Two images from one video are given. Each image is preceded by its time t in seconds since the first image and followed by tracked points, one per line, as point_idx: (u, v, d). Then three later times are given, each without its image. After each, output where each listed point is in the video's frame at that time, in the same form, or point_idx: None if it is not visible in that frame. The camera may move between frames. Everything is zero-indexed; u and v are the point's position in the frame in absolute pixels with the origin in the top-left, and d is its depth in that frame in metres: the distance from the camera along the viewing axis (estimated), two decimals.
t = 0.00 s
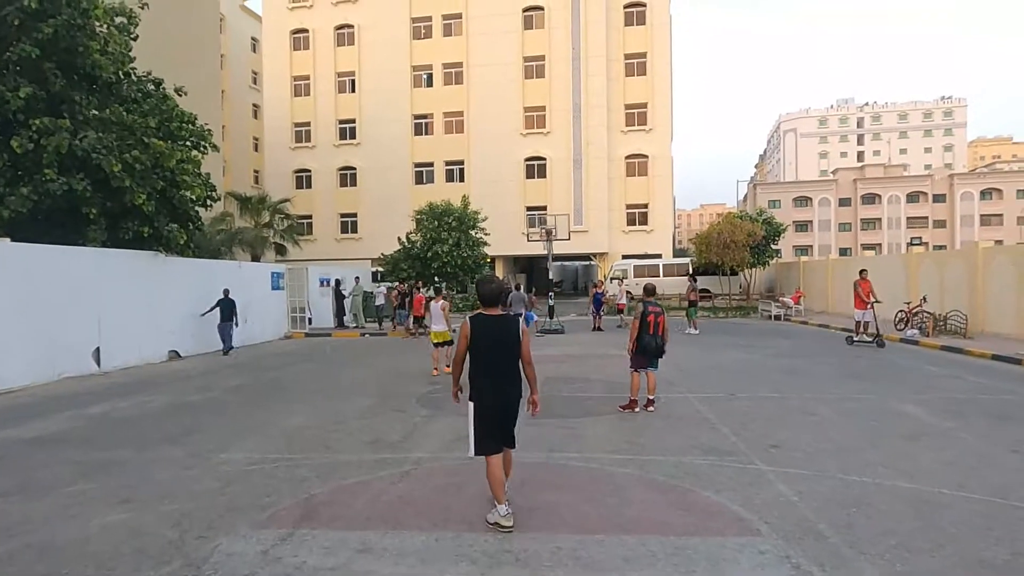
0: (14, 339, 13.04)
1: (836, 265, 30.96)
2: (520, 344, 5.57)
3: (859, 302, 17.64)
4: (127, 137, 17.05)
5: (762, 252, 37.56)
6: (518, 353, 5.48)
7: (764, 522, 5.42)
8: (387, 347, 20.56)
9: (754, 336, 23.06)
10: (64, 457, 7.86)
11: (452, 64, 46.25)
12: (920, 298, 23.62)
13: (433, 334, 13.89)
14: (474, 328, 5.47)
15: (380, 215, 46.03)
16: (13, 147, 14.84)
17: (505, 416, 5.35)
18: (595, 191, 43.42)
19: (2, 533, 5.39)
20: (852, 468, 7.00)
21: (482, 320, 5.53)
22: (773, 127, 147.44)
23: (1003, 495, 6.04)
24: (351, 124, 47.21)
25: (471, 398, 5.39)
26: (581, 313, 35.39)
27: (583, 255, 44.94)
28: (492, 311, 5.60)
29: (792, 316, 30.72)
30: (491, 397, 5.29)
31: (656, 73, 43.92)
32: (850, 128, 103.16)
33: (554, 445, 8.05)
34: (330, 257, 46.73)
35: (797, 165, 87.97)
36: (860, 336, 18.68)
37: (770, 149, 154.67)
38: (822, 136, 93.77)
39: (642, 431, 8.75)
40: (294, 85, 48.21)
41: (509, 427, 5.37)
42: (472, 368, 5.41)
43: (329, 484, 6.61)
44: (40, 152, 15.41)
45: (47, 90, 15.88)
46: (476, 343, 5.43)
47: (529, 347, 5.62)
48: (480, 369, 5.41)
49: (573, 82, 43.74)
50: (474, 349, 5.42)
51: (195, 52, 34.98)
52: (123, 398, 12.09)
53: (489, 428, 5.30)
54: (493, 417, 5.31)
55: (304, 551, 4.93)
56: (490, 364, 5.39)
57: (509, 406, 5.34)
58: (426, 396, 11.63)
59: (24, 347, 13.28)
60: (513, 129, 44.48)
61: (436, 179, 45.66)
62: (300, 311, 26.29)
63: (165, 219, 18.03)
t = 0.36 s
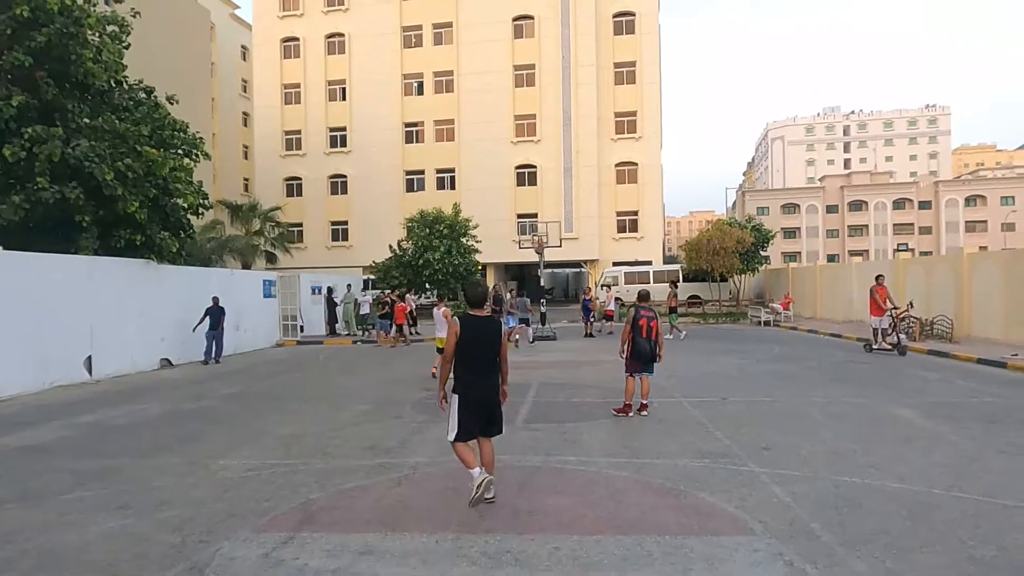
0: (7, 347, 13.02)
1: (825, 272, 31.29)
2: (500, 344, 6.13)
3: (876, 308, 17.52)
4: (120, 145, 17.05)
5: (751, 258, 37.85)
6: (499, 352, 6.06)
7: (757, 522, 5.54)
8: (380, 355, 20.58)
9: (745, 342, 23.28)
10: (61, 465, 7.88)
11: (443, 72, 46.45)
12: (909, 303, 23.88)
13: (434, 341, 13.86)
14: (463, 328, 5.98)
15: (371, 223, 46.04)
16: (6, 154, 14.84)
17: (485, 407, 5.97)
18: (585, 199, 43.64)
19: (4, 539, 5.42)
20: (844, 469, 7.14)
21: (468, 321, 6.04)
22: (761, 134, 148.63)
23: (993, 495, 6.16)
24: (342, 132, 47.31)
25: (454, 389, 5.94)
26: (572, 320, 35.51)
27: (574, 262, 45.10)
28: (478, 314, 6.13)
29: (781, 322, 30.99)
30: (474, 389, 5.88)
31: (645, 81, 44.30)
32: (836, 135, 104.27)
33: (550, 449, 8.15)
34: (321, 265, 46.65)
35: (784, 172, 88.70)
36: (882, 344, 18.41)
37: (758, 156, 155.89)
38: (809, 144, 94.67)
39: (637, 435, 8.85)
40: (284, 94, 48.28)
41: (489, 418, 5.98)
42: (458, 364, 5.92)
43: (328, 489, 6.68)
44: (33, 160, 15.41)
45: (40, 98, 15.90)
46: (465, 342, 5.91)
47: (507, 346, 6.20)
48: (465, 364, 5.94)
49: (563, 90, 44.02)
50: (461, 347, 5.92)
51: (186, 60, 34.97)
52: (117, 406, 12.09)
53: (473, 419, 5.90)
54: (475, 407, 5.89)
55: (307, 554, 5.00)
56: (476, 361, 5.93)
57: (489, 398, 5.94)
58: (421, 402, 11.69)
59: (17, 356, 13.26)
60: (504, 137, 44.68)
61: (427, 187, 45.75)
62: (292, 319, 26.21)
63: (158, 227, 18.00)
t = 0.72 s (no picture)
0: None
1: (807, 272, 31.80)
2: (460, 340, 6.38)
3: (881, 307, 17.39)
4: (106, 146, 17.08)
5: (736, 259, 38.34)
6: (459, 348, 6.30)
7: (732, 508, 5.82)
8: (368, 355, 20.74)
9: (727, 341, 23.68)
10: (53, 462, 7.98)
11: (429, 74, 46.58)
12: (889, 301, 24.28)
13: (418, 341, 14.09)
14: (424, 328, 6.21)
15: (358, 225, 46.05)
16: None
17: (450, 403, 6.26)
18: (571, 200, 43.91)
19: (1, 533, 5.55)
20: (817, 459, 7.44)
21: (428, 321, 6.31)
22: (745, 136, 149.98)
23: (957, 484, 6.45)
24: (328, 133, 47.33)
25: (419, 387, 6.23)
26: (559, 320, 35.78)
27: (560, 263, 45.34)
28: (436, 312, 6.34)
29: (764, 321, 31.43)
30: (439, 386, 6.17)
31: (630, 83, 44.68)
32: (819, 137, 105.43)
33: (535, 443, 8.40)
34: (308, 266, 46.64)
35: (768, 174, 89.65)
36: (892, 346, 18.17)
37: (743, 157, 157.29)
38: (793, 146, 95.74)
39: (620, 429, 9.12)
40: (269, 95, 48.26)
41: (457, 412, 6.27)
42: (423, 364, 6.19)
43: (319, 483, 6.85)
44: (18, 161, 15.41)
45: (25, 100, 15.90)
46: (426, 342, 6.17)
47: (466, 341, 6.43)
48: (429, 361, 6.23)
49: (549, 91, 44.30)
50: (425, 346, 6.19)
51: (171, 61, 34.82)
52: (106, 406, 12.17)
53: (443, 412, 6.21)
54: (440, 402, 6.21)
55: (298, 543, 5.17)
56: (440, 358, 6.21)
57: (454, 394, 6.24)
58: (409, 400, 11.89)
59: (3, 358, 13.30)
60: (490, 139, 44.87)
61: (413, 188, 45.83)
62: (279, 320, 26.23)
63: (145, 228, 18.04)
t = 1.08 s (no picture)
0: None
1: (795, 265, 32.02)
2: (399, 324, 7.13)
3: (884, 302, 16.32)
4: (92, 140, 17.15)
5: (726, 252, 38.57)
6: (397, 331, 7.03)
7: (691, 487, 6.01)
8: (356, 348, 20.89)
9: (714, 333, 23.95)
10: (36, 450, 8.13)
11: (421, 68, 46.59)
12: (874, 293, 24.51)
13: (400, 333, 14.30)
14: (364, 309, 6.99)
15: (350, 219, 46.08)
16: None
17: (381, 379, 6.93)
18: (563, 194, 44.01)
19: None
20: (782, 443, 7.63)
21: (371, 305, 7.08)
22: (739, 131, 150.31)
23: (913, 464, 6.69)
24: (320, 128, 47.34)
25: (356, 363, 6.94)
26: (550, 314, 35.99)
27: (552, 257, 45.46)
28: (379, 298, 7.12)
29: (752, 314, 31.65)
30: (373, 361, 6.86)
31: (621, 77, 44.75)
32: (812, 131, 105.70)
33: (510, 429, 8.59)
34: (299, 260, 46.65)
35: (761, 168, 89.98)
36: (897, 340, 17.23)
37: (736, 152, 157.62)
38: (786, 140, 96.01)
39: (594, 416, 9.32)
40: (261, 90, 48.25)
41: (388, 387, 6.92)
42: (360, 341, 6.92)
43: (294, 467, 7.02)
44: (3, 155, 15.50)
45: (10, 94, 15.97)
46: (366, 321, 6.92)
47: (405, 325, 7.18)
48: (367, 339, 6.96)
49: (540, 85, 44.37)
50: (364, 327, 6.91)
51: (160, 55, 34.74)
52: (93, 397, 12.30)
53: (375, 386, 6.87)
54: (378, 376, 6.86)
55: (267, 523, 5.33)
56: (377, 337, 6.95)
57: (386, 371, 6.91)
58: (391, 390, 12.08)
59: None
60: (482, 133, 44.92)
61: (405, 183, 45.85)
62: (269, 314, 26.27)
63: (132, 222, 18.13)
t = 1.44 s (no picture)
0: None
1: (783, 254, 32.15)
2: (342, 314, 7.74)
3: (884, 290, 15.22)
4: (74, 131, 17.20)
5: (715, 242, 38.77)
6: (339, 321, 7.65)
7: (647, 467, 6.18)
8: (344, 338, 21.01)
9: (700, 322, 24.10)
10: (15, 436, 8.28)
11: (411, 58, 46.44)
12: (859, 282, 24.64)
13: (380, 322, 14.45)
14: (309, 302, 7.59)
15: (341, 211, 46.04)
16: None
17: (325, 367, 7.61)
18: (554, 184, 43.99)
19: None
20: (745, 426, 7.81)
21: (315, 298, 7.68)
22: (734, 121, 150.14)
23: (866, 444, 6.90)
24: (311, 119, 47.22)
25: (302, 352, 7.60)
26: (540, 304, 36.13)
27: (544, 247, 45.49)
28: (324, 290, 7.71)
29: (740, 303, 31.88)
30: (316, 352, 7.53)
31: (612, 67, 44.64)
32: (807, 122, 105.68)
33: (482, 414, 8.76)
34: (291, 251, 46.59)
35: (755, 158, 90.02)
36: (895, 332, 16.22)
37: (731, 142, 157.55)
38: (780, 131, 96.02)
39: (567, 402, 9.49)
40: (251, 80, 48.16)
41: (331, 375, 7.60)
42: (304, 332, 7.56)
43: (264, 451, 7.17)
44: None
45: None
46: (309, 313, 7.53)
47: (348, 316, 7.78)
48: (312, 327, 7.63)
49: (530, 74, 44.27)
50: (308, 317, 7.57)
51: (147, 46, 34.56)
52: (75, 387, 12.42)
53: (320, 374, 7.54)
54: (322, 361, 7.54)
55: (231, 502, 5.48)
56: (320, 327, 7.60)
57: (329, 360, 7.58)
58: (372, 378, 12.24)
59: None
60: (473, 123, 44.85)
61: (396, 174, 45.77)
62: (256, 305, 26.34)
63: (116, 213, 18.22)
